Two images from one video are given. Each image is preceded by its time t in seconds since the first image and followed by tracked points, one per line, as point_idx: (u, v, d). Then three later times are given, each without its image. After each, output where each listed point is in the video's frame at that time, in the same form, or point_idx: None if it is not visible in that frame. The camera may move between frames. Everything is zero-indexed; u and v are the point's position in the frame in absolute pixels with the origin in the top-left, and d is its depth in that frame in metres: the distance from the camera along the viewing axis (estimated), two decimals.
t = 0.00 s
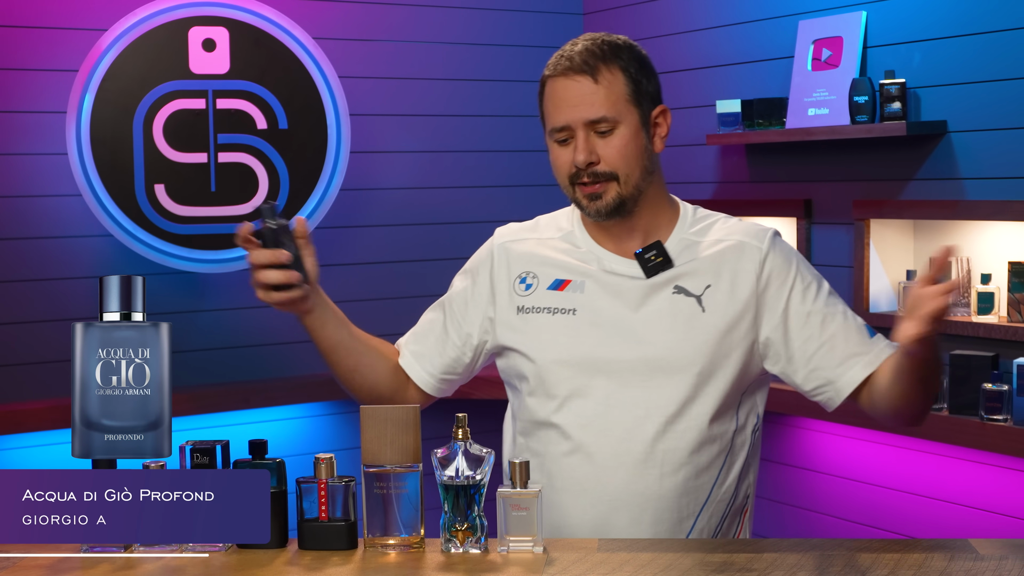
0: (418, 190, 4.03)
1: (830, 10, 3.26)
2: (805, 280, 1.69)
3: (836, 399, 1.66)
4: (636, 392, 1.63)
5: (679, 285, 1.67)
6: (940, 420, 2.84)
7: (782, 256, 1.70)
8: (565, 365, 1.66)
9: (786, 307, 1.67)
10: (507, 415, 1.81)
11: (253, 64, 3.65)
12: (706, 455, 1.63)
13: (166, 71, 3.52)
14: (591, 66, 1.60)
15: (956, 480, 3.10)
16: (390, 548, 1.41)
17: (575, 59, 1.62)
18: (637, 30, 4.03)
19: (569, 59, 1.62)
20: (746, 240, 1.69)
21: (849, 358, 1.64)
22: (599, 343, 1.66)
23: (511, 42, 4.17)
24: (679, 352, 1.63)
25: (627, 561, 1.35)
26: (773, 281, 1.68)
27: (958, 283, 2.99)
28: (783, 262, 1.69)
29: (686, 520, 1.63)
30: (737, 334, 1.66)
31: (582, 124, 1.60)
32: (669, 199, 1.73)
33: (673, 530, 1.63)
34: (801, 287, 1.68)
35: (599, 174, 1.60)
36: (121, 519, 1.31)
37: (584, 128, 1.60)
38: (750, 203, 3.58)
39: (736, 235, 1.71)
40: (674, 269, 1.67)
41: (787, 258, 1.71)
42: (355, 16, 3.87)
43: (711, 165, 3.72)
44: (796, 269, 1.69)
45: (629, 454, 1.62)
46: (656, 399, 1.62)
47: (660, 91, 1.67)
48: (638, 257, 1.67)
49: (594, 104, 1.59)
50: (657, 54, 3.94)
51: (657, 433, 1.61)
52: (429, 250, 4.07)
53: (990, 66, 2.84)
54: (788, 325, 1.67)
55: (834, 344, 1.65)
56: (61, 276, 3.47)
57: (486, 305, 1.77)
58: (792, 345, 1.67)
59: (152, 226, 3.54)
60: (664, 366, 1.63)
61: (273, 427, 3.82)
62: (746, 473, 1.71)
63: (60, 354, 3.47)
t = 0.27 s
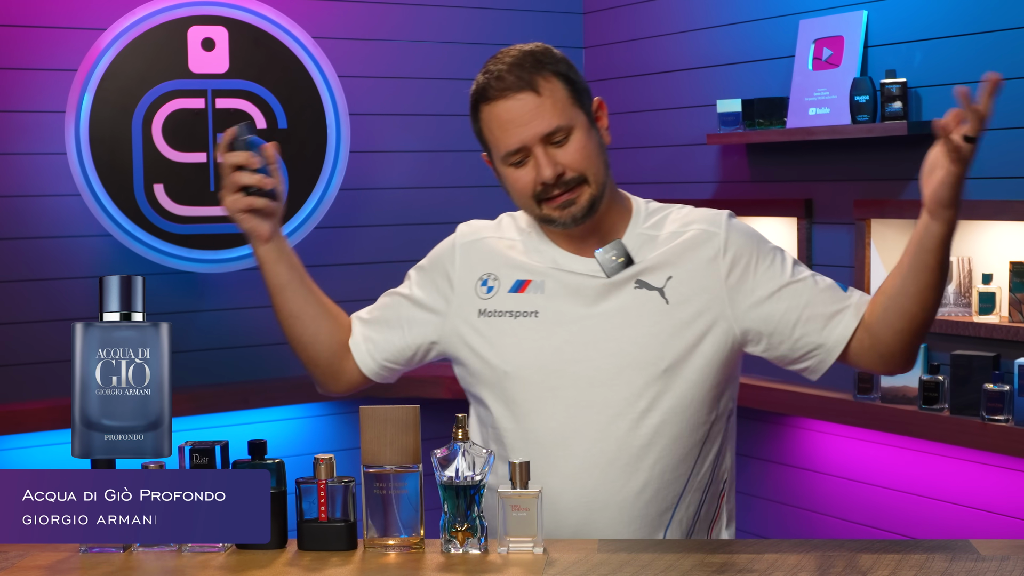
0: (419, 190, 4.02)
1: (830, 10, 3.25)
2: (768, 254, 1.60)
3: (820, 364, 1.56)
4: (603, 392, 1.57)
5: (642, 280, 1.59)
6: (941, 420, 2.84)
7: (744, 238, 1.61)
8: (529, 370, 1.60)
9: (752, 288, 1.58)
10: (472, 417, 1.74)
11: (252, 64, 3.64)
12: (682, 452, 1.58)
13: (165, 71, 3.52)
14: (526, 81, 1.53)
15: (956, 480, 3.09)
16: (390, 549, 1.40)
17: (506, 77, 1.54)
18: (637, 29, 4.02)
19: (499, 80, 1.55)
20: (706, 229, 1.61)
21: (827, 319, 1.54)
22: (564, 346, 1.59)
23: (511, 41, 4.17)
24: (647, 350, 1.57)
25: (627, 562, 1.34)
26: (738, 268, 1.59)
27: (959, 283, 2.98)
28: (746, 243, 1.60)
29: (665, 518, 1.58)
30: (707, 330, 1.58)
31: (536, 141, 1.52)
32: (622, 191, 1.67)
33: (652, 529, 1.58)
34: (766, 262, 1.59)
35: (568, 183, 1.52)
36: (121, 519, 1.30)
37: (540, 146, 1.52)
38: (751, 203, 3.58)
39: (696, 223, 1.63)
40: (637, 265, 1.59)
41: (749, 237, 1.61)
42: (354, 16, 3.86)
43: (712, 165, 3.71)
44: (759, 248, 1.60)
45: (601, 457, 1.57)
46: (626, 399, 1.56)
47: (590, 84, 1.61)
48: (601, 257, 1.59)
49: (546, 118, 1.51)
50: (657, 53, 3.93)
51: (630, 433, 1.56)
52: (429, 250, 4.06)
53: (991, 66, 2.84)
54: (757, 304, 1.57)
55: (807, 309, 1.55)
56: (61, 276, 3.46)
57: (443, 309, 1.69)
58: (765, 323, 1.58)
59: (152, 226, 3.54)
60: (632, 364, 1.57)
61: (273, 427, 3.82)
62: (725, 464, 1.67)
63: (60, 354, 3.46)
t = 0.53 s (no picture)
0: (419, 190, 4.02)
1: (831, 9, 3.25)
2: (726, 272, 1.66)
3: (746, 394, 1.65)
4: (568, 395, 1.61)
5: (602, 288, 1.64)
6: (941, 420, 2.84)
7: (701, 252, 1.67)
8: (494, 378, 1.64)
9: (706, 307, 1.65)
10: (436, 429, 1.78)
11: (252, 64, 3.64)
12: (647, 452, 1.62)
13: (165, 71, 3.52)
14: (482, 123, 1.49)
15: (955, 480, 3.09)
16: (390, 549, 1.40)
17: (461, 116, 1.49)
18: (637, 29, 4.02)
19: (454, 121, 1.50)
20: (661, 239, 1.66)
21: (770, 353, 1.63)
22: (528, 355, 1.63)
23: (511, 41, 4.16)
24: (609, 356, 1.61)
25: (627, 563, 1.34)
26: (692, 278, 1.65)
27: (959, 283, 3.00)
28: (701, 254, 1.66)
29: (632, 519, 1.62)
30: (666, 337, 1.63)
31: (493, 186, 1.50)
32: (579, 203, 1.68)
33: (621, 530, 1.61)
34: (722, 281, 1.65)
35: (522, 225, 1.53)
36: (120, 519, 1.30)
37: (496, 189, 1.50)
38: (751, 203, 3.58)
39: (650, 233, 1.68)
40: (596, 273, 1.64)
41: (706, 251, 1.67)
42: (354, 15, 3.86)
43: (712, 165, 3.71)
44: (714, 261, 1.67)
45: (571, 460, 1.60)
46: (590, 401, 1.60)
47: (549, 114, 1.57)
48: (558, 268, 1.64)
49: (503, 165, 1.49)
50: (657, 53, 3.93)
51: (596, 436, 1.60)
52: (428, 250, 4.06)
53: (991, 66, 2.84)
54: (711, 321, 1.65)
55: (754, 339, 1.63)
56: (60, 276, 3.46)
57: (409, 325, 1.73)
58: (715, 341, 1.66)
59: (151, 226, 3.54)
60: (595, 368, 1.61)
61: (273, 427, 3.82)
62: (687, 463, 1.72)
63: (59, 354, 3.46)
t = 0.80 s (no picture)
0: (419, 190, 4.02)
1: (831, 9, 3.25)
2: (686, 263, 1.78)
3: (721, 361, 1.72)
4: (542, 392, 1.68)
5: (576, 285, 1.72)
6: (940, 420, 2.84)
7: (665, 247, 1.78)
8: (471, 371, 1.70)
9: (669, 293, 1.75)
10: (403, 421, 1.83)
11: (252, 64, 3.64)
12: (618, 449, 1.69)
13: (165, 71, 3.52)
14: (496, 80, 1.63)
15: (954, 480, 3.10)
16: (390, 549, 1.40)
17: (478, 70, 1.64)
18: (638, 29, 4.02)
19: (472, 73, 1.64)
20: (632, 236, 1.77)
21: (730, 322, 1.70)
22: (504, 347, 1.71)
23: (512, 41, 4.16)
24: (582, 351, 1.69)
25: (627, 562, 1.34)
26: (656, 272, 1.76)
27: (960, 284, 3.00)
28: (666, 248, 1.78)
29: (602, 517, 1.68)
30: (634, 331, 1.72)
31: (491, 139, 1.63)
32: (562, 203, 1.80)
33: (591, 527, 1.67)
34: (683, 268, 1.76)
35: (509, 189, 1.64)
36: (120, 519, 1.30)
37: (493, 144, 1.63)
38: (751, 203, 3.58)
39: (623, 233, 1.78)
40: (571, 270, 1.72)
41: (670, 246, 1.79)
42: (354, 15, 3.86)
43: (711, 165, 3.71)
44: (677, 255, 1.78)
45: (543, 454, 1.66)
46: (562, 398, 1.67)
47: (555, 104, 1.73)
48: (540, 260, 1.71)
49: (504, 121, 1.63)
50: (657, 53, 3.93)
51: (569, 431, 1.66)
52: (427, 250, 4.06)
53: (991, 65, 2.84)
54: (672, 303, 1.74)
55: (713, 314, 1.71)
56: (60, 276, 3.46)
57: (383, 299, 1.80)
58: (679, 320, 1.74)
59: (152, 226, 3.54)
60: (569, 363, 1.69)
61: (273, 427, 3.82)
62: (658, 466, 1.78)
63: (59, 354, 3.46)
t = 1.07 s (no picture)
0: (419, 190, 4.02)
1: (831, 9, 3.25)
2: (669, 278, 1.75)
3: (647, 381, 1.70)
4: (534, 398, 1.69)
5: (570, 291, 1.74)
6: (940, 420, 2.84)
7: (653, 258, 1.77)
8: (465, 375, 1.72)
9: (635, 305, 1.74)
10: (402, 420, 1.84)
11: (252, 64, 3.64)
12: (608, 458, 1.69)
13: (165, 71, 3.52)
14: (508, 73, 1.62)
15: (954, 479, 3.10)
16: (391, 549, 1.40)
17: (490, 62, 1.63)
18: (638, 29, 4.02)
19: (483, 64, 1.63)
20: (625, 244, 1.78)
21: (660, 347, 1.66)
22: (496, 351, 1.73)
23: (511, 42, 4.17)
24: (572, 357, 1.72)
25: (627, 562, 1.34)
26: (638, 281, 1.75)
27: (960, 283, 3.00)
28: (653, 259, 1.77)
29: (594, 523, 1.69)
30: (622, 337, 1.74)
31: (498, 134, 1.62)
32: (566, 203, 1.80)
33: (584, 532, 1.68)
34: (662, 282, 1.74)
35: (511, 185, 1.63)
36: (120, 519, 1.30)
37: (499, 138, 1.62)
38: (751, 202, 3.57)
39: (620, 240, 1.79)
40: (565, 276, 1.74)
41: (660, 258, 1.78)
42: (354, 15, 3.86)
43: (711, 165, 3.71)
44: (665, 267, 1.76)
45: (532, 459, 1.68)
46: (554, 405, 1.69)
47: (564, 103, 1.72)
48: (530, 267, 1.73)
49: (512, 116, 1.62)
50: (657, 53, 3.93)
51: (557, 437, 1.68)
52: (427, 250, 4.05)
53: (991, 65, 2.83)
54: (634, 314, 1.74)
55: (656, 334, 1.68)
56: (60, 276, 3.46)
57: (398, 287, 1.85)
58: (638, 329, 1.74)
59: (151, 226, 3.53)
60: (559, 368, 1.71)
61: (273, 427, 3.82)
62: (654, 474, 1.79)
63: (59, 355, 3.46)
